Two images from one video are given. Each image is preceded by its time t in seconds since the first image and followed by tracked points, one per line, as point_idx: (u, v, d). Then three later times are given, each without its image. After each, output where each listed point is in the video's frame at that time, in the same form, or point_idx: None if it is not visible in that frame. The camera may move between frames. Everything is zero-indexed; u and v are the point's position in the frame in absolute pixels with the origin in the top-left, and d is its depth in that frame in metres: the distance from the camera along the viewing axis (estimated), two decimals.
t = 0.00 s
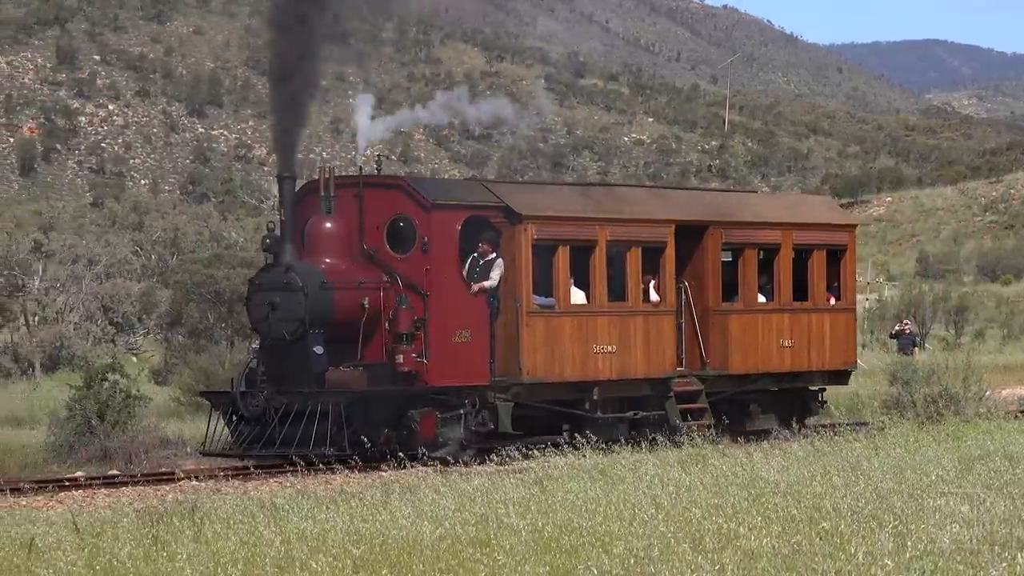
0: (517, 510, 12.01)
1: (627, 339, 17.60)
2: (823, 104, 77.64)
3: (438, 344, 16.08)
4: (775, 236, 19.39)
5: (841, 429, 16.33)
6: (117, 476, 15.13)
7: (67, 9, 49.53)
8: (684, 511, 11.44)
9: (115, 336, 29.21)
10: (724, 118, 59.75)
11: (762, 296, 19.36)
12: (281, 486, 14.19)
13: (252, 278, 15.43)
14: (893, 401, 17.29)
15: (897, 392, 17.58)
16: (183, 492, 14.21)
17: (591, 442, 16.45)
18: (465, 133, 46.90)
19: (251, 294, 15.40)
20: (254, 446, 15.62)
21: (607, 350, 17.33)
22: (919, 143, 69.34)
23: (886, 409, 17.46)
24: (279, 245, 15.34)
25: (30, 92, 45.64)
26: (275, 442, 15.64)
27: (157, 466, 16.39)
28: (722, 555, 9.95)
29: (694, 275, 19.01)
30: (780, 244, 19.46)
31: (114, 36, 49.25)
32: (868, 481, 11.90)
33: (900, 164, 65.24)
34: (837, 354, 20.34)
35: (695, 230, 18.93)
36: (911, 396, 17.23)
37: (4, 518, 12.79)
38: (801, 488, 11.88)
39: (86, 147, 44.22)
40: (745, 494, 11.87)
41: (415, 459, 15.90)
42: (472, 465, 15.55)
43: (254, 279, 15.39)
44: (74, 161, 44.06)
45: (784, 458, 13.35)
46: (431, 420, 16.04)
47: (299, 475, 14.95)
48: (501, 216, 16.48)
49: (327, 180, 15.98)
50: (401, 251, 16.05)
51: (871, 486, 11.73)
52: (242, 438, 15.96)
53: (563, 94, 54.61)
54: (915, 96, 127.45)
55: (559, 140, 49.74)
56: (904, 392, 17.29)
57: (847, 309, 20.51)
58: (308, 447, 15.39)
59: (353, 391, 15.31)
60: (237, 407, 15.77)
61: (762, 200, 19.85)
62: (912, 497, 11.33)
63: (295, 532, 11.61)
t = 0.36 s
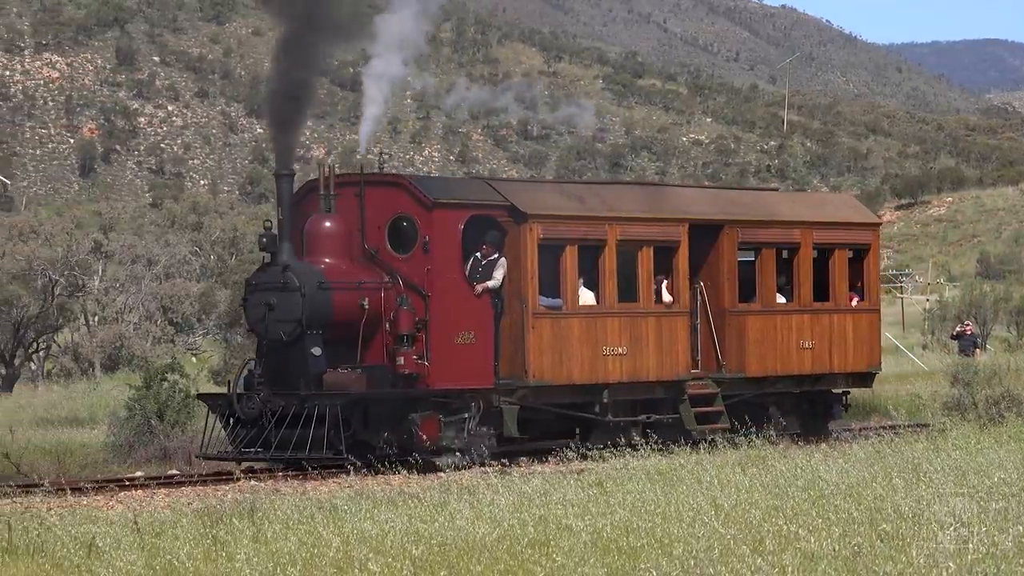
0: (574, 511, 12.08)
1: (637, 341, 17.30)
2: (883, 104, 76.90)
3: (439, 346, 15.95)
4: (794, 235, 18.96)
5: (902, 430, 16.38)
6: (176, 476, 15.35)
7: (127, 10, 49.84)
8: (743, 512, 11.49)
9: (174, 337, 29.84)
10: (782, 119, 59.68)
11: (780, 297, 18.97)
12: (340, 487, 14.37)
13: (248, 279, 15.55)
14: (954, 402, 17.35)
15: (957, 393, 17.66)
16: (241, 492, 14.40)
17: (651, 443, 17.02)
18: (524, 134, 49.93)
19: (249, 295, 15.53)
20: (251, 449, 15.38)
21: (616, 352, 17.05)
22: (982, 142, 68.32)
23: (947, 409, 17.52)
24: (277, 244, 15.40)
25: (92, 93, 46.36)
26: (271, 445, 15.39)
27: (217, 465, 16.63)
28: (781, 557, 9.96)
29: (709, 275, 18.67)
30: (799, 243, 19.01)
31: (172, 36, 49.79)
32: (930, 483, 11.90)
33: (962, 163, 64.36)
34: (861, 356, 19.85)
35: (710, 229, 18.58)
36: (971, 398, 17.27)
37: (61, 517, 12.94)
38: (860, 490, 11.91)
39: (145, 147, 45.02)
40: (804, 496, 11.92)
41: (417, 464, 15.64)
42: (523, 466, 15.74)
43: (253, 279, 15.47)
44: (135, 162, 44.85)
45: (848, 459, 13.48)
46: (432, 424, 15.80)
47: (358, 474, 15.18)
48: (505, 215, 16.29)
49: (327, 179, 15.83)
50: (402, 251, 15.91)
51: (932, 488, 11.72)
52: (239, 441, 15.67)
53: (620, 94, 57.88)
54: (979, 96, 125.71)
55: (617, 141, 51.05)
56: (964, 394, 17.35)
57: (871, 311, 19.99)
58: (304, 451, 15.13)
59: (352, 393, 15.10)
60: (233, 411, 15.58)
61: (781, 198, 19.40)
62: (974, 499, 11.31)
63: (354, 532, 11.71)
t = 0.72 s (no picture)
0: (639, 512, 12.26)
1: (650, 342, 17.37)
2: (949, 103, 76.29)
3: (442, 346, 15.99)
4: (816, 234, 19.03)
5: (968, 433, 16.62)
6: (243, 476, 15.64)
7: (193, 12, 49.92)
8: (811, 514, 11.70)
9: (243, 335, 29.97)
10: (846, 120, 60.48)
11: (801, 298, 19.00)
12: (404, 487, 14.66)
13: (249, 279, 15.55)
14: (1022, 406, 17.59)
15: None
16: (305, 492, 14.67)
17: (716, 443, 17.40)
18: (587, 134, 51.88)
19: (249, 296, 15.56)
20: (249, 453, 15.43)
21: (629, 354, 17.16)
22: None
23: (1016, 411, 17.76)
24: (279, 243, 15.40)
25: (157, 94, 47.08)
26: (270, 449, 15.44)
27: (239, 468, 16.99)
28: (848, 560, 10.07)
29: (728, 275, 18.71)
30: (822, 242, 19.08)
31: (239, 39, 49.75)
32: (998, 487, 12.09)
33: None
34: (885, 360, 19.84)
35: (728, 227, 18.64)
36: None
37: (127, 517, 13.16)
38: (929, 494, 12.13)
39: (212, 147, 45.43)
40: (872, 499, 12.16)
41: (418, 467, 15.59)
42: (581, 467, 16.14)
43: (253, 278, 15.48)
44: (199, 162, 45.45)
45: (918, 463, 13.75)
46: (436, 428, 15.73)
47: (422, 475, 15.44)
48: (513, 214, 16.33)
49: (329, 176, 15.83)
50: (405, 251, 15.91)
51: (1001, 492, 11.93)
52: (238, 444, 15.67)
53: (683, 95, 58.56)
54: None
55: (683, 141, 52.67)
56: None
57: (898, 313, 20.03)
58: (303, 454, 15.14)
59: (353, 394, 15.13)
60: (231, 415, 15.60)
61: (805, 195, 19.48)
62: None
63: (419, 535, 11.83)
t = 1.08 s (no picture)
0: (707, 514, 12.52)
1: (664, 343, 17.00)
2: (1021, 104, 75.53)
3: (447, 348, 15.60)
4: (840, 234, 18.65)
5: None
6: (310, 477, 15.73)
7: (261, 13, 50.16)
8: (879, 516, 11.92)
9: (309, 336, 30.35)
10: (915, 120, 59.91)
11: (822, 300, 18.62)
12: (473, 487, 14.84)
13: (247, 279, 15.19)
14: None
15: None
16: (373, 492, 14.76)
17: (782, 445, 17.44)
18: (654, 135, 52.32)
19: (248, 296, 15.21)
20: (245, 456, 15.06)
21: (643, 355, 16.78)
22: None
23: None
24: (279, 242, 15.06)
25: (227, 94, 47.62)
26: (268, 452, 15.06)
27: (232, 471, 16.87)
28: (915, 562, 10.18)
29: (748, 276, 18.42)
30: (846, 242, 18.70)
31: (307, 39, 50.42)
32: None
33: None
34: (912, 361, 19.43)
35: (748, 226, 18.27)
36: None
37: (193, 518, 13.19)
38: (999, 497, 12.35)
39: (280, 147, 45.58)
40: (940, 501, 12.37)
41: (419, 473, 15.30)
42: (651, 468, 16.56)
43: (252, 278, 15.12)
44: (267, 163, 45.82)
45: (985, 465, 14.05)
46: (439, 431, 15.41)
47: (488, 475, 15.64)
48: (522, 212, 15.96)
49: (330, 174, 15.51)
50: (410, 250, 15.55)
51: None
52: (237, 447, 15.25)
53: (750, 95, 58.34)
54: None
55: (751, 142, 52.87)
56: None
57: (927, 313, 19.61)
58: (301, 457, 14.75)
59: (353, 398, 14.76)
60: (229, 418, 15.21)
61: (829, 194, 19.10)
62: None
63: (485, 536, 11.96)
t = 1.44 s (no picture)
0: (777, 514, 12.98)
1: (676, 344, 16.99)
2: None
3: (450, 349, 15.68)
4: (860, 234, 18.72)
5: None
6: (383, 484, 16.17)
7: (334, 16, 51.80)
8: (949, 515, 12.27)
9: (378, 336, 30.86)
10: (984, 120, 59.40)
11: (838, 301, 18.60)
12: (542, 488, 15.37)
13: (247, 279, 15.41)
14: None
15: None
16: (444, 491, 15.09)
17: (854, 446, 17.90)
18: (723, 135, 52.51)
19: (247, 297, 15.42)
20: (244, 458, 15.21)
21: (655, 357, 16.78)
22: None
23: None
24: (278, 242, 15.19)
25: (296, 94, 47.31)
26: (267, 454, 15.22)
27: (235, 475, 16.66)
28: (987, 561, 10.44)
29: (766, 277, 18.36)
30: (867, 242, 18.77)
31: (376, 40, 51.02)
32: None
33: None
34: (935, 363, 19.47)
35: (765, 225, 18.28)
36: None
37: (266, 516, 13.51)
38: None
39: (350, 145, 45.35)
40: (1007, 503, 12.72)
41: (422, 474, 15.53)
42: (727, 469, 17.13)
43: (251, 279, 15.33)
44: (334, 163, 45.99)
45: None
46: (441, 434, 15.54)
47: (560, 475, 16.37)
48: (527, 210, 15.95)
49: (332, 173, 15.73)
50: (414, 250, 15.68)
51: None
52: (235, 450, 15.44)
53: (819, 96, 58.07)
54: None
55: (819, 142, 52.79)
56: None
57: (951, 313, 19.73)
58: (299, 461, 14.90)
59: (352, 400, 14.90)
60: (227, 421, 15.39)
61: (849, 194, 19.19)
62: None
63: (557, 534, 12.25)
